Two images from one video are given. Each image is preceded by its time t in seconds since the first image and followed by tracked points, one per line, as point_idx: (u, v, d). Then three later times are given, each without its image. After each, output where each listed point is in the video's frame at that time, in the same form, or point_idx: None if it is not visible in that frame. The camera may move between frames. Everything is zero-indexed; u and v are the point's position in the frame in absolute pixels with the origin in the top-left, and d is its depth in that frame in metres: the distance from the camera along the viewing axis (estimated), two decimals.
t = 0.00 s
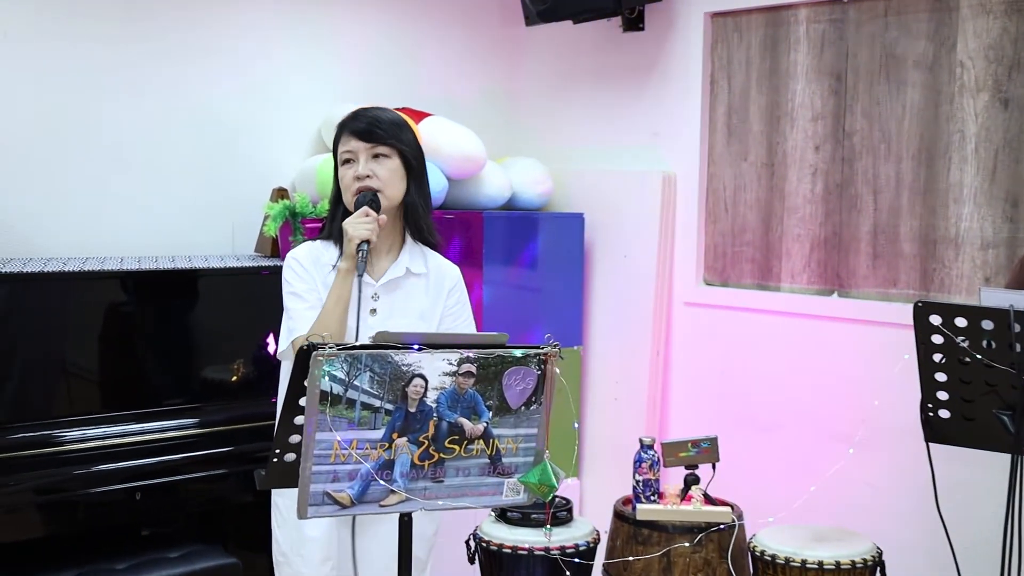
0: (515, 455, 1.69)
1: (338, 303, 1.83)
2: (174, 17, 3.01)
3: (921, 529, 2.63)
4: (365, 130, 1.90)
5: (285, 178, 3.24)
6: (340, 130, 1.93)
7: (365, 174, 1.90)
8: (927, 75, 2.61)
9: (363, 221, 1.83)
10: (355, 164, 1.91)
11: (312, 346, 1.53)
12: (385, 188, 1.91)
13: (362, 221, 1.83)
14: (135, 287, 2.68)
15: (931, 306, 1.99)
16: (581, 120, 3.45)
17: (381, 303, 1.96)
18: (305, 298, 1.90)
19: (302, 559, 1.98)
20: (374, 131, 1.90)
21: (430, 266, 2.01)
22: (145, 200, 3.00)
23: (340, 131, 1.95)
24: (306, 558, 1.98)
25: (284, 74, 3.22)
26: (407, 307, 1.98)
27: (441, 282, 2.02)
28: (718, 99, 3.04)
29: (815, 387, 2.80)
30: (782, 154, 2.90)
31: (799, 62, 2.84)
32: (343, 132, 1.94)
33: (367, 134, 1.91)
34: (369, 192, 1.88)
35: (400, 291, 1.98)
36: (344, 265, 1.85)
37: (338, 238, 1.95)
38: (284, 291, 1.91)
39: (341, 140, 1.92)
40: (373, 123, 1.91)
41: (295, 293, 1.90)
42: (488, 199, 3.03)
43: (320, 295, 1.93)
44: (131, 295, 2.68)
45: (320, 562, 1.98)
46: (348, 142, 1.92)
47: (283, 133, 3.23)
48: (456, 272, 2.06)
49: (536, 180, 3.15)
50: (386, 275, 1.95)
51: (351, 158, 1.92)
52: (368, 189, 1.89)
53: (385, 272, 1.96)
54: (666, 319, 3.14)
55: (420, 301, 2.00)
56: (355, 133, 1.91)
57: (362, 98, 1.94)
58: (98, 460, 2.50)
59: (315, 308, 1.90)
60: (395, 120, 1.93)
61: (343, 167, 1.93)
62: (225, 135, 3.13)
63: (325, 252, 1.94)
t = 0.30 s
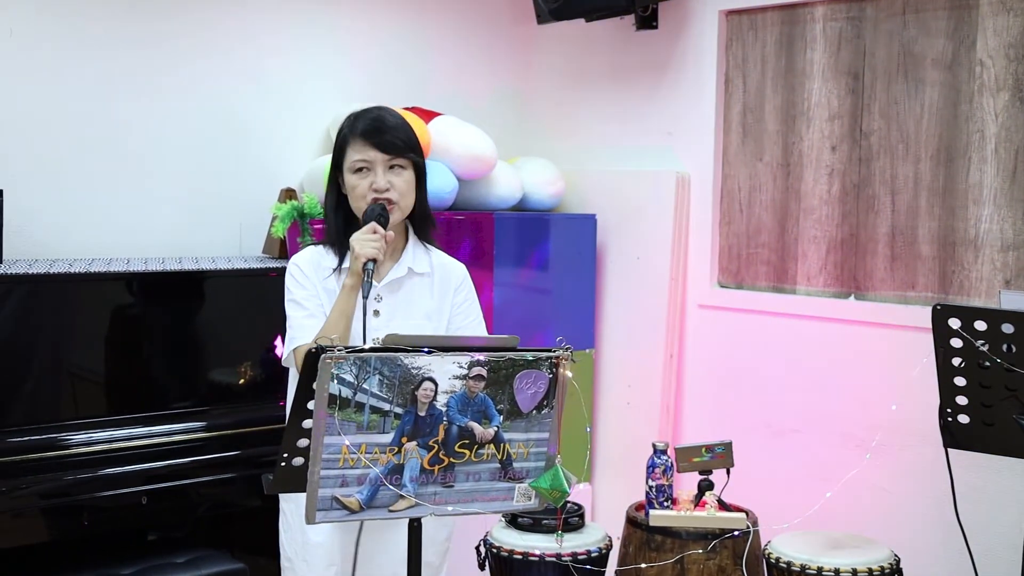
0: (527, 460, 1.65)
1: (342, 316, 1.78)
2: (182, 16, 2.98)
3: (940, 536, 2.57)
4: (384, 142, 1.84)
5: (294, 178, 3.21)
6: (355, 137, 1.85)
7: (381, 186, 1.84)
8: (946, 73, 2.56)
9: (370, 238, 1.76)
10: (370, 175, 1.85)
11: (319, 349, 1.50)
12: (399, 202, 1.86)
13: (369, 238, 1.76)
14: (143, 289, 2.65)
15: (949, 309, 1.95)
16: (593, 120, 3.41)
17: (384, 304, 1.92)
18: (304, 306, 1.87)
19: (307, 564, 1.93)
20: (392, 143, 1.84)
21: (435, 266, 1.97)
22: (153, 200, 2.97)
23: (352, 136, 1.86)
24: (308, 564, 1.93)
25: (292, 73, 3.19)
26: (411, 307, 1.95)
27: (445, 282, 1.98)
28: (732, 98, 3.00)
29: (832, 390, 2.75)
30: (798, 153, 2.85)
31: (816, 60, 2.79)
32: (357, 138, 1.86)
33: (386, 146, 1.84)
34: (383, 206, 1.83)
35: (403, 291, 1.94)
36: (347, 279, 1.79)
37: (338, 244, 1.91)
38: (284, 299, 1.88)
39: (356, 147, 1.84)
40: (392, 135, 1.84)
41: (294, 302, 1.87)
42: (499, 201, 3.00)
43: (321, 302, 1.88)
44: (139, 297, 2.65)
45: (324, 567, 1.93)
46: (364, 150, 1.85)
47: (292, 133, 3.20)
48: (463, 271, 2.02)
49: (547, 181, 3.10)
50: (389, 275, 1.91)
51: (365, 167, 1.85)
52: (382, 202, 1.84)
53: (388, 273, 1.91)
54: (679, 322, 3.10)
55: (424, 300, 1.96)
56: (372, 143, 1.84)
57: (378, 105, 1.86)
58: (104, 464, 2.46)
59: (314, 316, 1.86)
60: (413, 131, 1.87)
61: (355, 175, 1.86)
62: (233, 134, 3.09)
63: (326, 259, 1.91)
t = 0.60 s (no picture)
0: (539, 465, 1.58)
1: (344, 327, 1.73)
2: (186, 13, 2.92)
3: (961, 545, 2.50)
4: (381, 146, 1.77)
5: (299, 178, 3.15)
6: (352, 141, 1.78)
7: (380, 191, 1.78)
8: (969, 69, 2.49)
9: (371, 247, 1.71)
10: (369, 180, 1.78)
11: (326, 351, 1.43)
12: (400, 207, 1.80)
13: (369, 246, 1.71)
14: (145, 291, 2.59)
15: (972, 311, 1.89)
16: (605, 119, 3.35)
17: (392, 308, 1.85)
18: (309, 312, 1.80)
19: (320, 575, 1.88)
20: (390, 147, 1.77)
21: (443, 269, 1.91)
22: (155, 201, 2.91)
23: (350, 140, 1.80)
24: (324, 575, 1.88)
25: (297, 72, 3.14)
26: (420, 312, 1.87)
27: (455, 286, 1.92)
28: (748, 96, 2.94)
29: (851, 395, 2.69)
30: (816, 152, 2.79)
31: (835, 57, 2.73)
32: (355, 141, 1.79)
33: (384, 151, 1.77)
34: (381, 213, 1.77)
35: (412, 296, 1.87)
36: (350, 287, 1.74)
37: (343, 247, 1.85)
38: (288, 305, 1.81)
39: (354, 152, 1.78)
40: (391, 140, 1.77)
41: (299, 307, 1.79)
42: (510, 202, 2.94)
43: (327, 307, 1.81)
44: (140, 299, 2.59)
45: None
46: (362, 155, 1.78)
47: (297, 133, 3.14)
48: (472, 273, 1.95)
49: (557, 181, 3.05)
50: (397, 279, 1.85)
51: (363, 171, 1.79)
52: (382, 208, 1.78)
53: (396, 277, 1.85)
54: (693, 325, 3.04)
55: (433, 305, 1.89)
56: (371, 148, 1.77)
57: (377, 106, 1.79)
58: (106, 470, 2.40)
59: (319, 323, 1.79)
60: (414, 135, 1.79)
61: (355, 180, 1.80)
62: (237, 134, 3.04)
63: (331, 262, 1.84)
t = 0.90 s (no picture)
0: (550, 470, 1.52)
1: (365, 328, 1.68)
2: (192, 10, 2.88)
3: (983, 553, 2.44)
4: (394, 142, 1.72)
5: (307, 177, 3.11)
6: (364, 138, 1.73)
7: (395, 189, 1.73)
8: (992, 66, 2.43)
9: (392, 246, 1.66)
10: (383, 177, 1.73)
11: (334, 353, 1.38)
12: (417, 204, 1.75)
13: (390, 246, 1.66)
14: (149, 292, 2.54)
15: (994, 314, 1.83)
16: (618, 118, 3.30)
17: (403, 309, 1.80)
18: (322, 312, 1.74)
19: None
20: (403, 143, 1.72)
21: (454, 267, 1.86)
22: (160, 200, 2.87)
23: (360, 138, 1.74)
24: None
25: (305, 69, 3.09)
26: (431, 312, 1.83)
27: (466, 285, 1.87)
28: (765, 94, 2.88)
29: (869, 399, 2.63)
30: (834, 151, 2.73)
31: (853, 54, 2.67)
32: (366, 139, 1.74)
33: (397, 146, 1.72)
34: (399, 211, 1.72)
35: (422, 297, 1.82)
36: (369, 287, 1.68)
37: (354, 248, 1.80)
38: (300, 305, 1.74)
39: (365, 149, 1.73)
40: (403, 135, 1.72)
41: (312, 308, 1.74)
42: (521, 201, 2.89)
43: (339, 308, 1.76)
44: (145, 300, 2.54)
45: None
46: (374, 152, 1.73)
47: (304, 131, 3.10)
48: (483, 271, 1.90)
49: (569, 180, 2.99)
50: (408, 280, 1.79)
51: (377, 169, 1.74)
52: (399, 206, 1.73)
53: (407, 278, 1.79)
54: (708, 326, 2.99)
55: (444, 305, 1.84)
56: (383, 144, 1.72)
57: (386, 102, 1.74)
58: (109, 473, 2.35)
59: (332, 324, 1.74)
60: (424, 130, 1.75)
61: (368, 178, 1.74)
62: (243, 132, 2.99)
63: (342, 262, 1.79)
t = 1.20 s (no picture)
0: (561, 473, 1.48)
1: (383, 327, 1.63)
2: (199, 6, 2.84)
3: (1001, 560, 2.39)
4: (409, 139, 1.68)
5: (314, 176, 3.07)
6: (378, 135, 1.69)
7: (411, 186, 1.69)
8: (1013, 63, 2.38)
9: (411, 245, 1.62)
10: (399, 174, 1.69)
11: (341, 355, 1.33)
12: (434, 201, 1.71)
13: (409, 245, 1.61)
14: (154, 292, 2.51)
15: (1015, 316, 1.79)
16: (630, 116, 3.26)
17: (416, 310, 1.76)
18: (337, 311, 1.70)
19: None
20: (419, 139, 1.69)
21: (467, 267, 1.82)
22: (165, 198, 2.83)
23: (374, 135, 1.70)
24: None
25: (312, 66, 3.05)
26: (444, 312, 1.79)
27: (479, 285, 1.82)
28: (780, 92, 2.84)
29: (886, 402, 2.59)
30: (851, 150, 2.69)
31: (871, 51, 2.63)
32: (380, 136, 1.70)
33: (412, 142, 1.68)
34: (416, 208, 1.68)
35: (435, 298, 1.78)
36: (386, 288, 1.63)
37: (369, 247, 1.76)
38: (315, 304, 1.70)
39: (380, 147, 1.69)
40: (417, 131, 1.69)
41: (327, 307, 1.70)
42: (533, 200, 2.85)
43: (354, 307, 1.72)
44: (150, 300, 2.50)
45: None
46: (389, 148, 1.69)
47: (312, 128, 3.06)
48: (497, 270, 1.86)
49: (581, 179, 2.95)
50: (421, 280, 1.75)
51: (392, 167, 1.70)
52: (415, 203, 1.69)
53: (420, 279, 1.76)
54: (721, 327, 2.95)
55: (458, 305, 1.80)
56: (398, 141, 1.68)
57: (400, 98, 1.70)
58: (114, 477, 2.32)
59: (348, 324, 1.70)
60: (438, 126, 1.72)
61: (383, 176, 1.70)
62: (250, 129, 2.96)
63: (356, 261, 1.75)
